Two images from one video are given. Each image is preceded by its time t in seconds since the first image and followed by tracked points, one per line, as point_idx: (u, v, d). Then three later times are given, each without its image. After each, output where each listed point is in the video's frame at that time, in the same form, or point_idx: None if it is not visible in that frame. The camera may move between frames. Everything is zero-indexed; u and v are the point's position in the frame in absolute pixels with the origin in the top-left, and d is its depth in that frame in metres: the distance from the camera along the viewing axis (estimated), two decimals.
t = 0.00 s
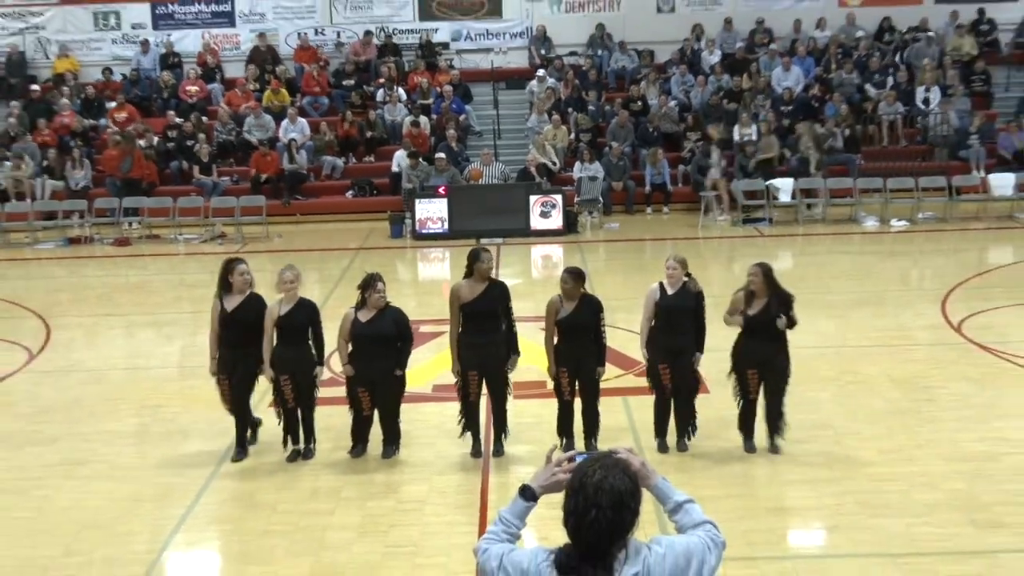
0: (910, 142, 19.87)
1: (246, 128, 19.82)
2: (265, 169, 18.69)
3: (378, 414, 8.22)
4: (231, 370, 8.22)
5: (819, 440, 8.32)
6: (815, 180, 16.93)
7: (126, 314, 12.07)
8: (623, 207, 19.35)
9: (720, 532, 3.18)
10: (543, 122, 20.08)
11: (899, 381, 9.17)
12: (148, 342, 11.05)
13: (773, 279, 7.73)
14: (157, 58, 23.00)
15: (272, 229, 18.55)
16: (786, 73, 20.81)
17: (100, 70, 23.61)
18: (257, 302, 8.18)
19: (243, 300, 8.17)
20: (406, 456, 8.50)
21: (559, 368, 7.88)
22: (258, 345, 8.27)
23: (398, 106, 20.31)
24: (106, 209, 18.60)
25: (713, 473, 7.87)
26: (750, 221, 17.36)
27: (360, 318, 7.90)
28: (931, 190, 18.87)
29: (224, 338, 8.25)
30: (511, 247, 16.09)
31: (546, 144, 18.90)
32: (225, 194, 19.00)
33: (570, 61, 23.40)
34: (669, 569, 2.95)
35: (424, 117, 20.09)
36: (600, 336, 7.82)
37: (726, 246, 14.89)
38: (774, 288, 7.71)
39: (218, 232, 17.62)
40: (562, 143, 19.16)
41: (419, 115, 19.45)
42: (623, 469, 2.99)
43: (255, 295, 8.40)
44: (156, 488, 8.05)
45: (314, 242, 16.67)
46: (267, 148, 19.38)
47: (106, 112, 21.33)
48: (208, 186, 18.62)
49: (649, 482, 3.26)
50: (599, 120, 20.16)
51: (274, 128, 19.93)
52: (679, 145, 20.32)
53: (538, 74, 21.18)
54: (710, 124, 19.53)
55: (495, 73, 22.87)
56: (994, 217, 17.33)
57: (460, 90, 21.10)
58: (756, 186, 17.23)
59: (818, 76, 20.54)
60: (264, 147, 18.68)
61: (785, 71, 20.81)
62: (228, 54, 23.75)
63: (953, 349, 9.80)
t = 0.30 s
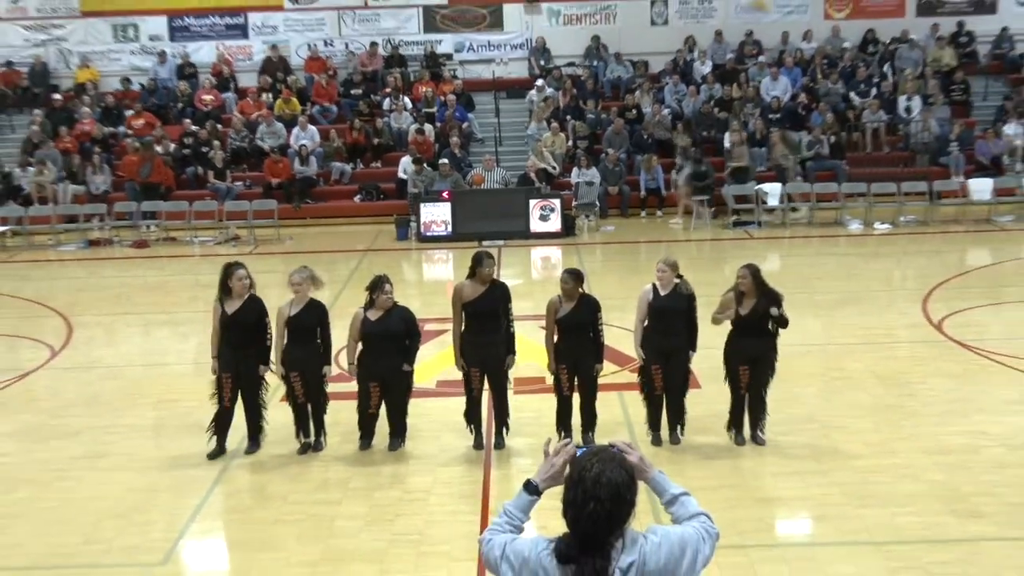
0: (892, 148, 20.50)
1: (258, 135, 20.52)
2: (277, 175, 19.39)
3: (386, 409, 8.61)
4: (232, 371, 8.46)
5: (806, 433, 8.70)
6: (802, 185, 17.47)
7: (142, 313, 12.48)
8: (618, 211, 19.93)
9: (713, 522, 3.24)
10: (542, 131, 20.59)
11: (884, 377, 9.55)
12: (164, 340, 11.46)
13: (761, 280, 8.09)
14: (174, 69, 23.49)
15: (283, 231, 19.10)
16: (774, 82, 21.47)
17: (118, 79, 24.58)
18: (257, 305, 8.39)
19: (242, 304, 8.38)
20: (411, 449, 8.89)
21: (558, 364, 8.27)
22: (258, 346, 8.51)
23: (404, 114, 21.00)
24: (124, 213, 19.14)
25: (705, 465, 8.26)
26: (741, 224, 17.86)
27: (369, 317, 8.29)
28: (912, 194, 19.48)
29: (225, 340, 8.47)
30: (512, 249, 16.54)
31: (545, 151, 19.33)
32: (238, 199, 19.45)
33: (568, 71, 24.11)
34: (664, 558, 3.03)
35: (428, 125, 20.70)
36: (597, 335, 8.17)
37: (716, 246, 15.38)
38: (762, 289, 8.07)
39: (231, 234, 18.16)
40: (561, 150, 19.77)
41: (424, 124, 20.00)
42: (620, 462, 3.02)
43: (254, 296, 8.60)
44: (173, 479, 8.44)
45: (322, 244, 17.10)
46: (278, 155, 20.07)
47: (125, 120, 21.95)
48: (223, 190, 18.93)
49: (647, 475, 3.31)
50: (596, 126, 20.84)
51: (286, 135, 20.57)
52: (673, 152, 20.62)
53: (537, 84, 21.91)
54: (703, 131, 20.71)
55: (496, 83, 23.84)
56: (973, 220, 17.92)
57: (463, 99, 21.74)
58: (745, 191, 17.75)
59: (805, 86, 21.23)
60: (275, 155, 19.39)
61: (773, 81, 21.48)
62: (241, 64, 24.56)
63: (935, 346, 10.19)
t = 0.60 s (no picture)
0: (875, 155, 21.04)
1: (270, 142, 21.10)
2: (289, 180, 20.01)
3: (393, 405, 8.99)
4: (232, 371, 8.78)
5: (792, 426, 9.13)
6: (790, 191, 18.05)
7: (159, 312, 12.93)
8: (613, 215, 20.49)
9: (705, 513, 3.37)
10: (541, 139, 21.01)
11: (868, 373, 9.96)
12: (180, 338, 11.90)
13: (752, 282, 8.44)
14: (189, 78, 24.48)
15: (294, 234, 19.68)
16: (762, 92, 22.09)
17: (137, 89, 25.46)
18: (253, 308, 8.67)
19: (239, 307, 8.65)
20: (416, 442, 9.32)
21: (559, 362, 8.66)
22: (255, 347, 8.80)
23: (409, 122, 21.62)
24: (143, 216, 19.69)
25: (697, 456, 8.68)
26: (731, 227, 18.46)
27: (376, 317, 8.68)
28: (894, 200, 20.06)
29: (223, 341, 8.77)
30: (513, 250, 17.01)
31: (544, 155, 20.26)
32: (250, 204, 19.95)
33: (567, 81, 24.76)
34: (660, 548, 3.15)
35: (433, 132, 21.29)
36: (596, 334, 8.57)
37: (707, 248, 15.88)
38: (754, 290, 8.43)
39: (246, 236, 18.60)
40: (559, 155, 20.49)
41: (429, 131, 20.60)
42: (616, 456, 3.10)
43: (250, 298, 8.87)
44: (190, 470, 8.87)
45: (330, 247, 17.54)
46: (290, 161, 20.65)
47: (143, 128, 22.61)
48: (236, 195, 19.46)
49: (640, 468, 3.43)
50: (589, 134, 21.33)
51: (297, 142, 21.08)
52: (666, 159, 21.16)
53: (536, 93, 22.49)
54: (694, 138, 20.93)
55: (497, 92, 24.64)
56: (952, 223, 18.50)
57: (466, 108, 22.35)
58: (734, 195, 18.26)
59: (792, 95, 21.75)
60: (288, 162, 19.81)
61: (761, 91, 22.11)
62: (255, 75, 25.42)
63: (916, 343, 10.62)
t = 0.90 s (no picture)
0: (859, 161, 21.51)
1: (282, 149, 21.65)
2: (299, 185, 20.63)
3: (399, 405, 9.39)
4: (234, 371, 9.24)
5: (780, 420, 9.58)
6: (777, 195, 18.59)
7: (176, 310, 13.42)
8: (608, 219, 21.05)
9: (694, 500, 3.49)
10: (540, 146, 21.76)
11: (852, 369, 10.41)
12: (196, 335, 12.39)
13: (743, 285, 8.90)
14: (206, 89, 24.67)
15: (304, 237, 20.23)
16: (751, 102, 22.24)
17: (154, 98, 26.33)
18: (255, 310, 9.11)
19: (241, 309, 9.10)
20: (421, 436, 9.78)
21: (560, 359, 9.11)
22: (256, 347, 9.25)
23: (414, 129, 22.21)
24: (160, 220, 20.25)
25: (688, 449, 9.14)
26: (721, 230, 19.07)
27: (379, 321, 9.12)
28: (877, 204, 20.59)
29: (225, 343, 9.19)
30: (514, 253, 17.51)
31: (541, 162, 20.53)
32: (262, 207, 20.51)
33: (565, 90, 25.39)
34: (652, 534, 3.26)
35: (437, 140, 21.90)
36: (595, 335, 9.01)
37: (698, 250, 16.40)
38: (745, 292, 8.89)
39: (258, 238, 19.53)
40: (557, 161, 21.00)
41: (433, 138, 21.13)
42: (608, 448, 3.18)
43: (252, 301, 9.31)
44: (207, 461, 9.34)
45: (339, 248, 18.01)
46: (301, 167, 21.16)
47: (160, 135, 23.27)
48: (249, 200, 20.04)
49: (631, 458, 3.54)
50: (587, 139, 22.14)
51: (308, 149, 21.55)
52: (660, 165, 21.73)
53: (536, 102, 23.06)
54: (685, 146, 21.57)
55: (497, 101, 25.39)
56: (932, 227, 19.06)
57: (468, 116, 22.97)
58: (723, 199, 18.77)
59: (779, 104, 22.34)
60: (298, 168, 20.65)
61: (750, 100, 22.26)
62: (267, 84, 26.18)
63: (899, 340, 11.08)
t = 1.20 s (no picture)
0: (843, 167, 22.29)
1: (293, 155, 22.41)
2: (310, 190, 21.27)
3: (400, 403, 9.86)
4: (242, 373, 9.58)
5: (767, 414, 10.06)
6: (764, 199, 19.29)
7: (191, 309, 13.93)
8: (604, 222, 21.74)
9: (682, 490, 3.55)
10: (539, 153, 22.70)
11: (837, 366, 10.89)
12: (211, 332, 12.91)
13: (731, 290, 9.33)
14: (220, 97, 26.12)
15: (314, 238, 20.90)
16: (739, 110, 23.43)
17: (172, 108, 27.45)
18: (260, 314, 9.45)
19: (247, 313, 9.44)
20: (426, 430, 10.27)
21: (560, 366, 9.44)
22: (263, 350, 9.62)
23: (419, 137, 22.98)
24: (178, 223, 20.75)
25: (679, 442, 9.62)
26: (710, 233, 19.74)
27: (380, 323, 9.59)
28: (859, 208, 21.31)
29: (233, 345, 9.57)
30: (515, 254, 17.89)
31: (542, 168, 21.62)
32: (275, 211, 21.18)
33: (562, 100, 26.24)
34: (643, 522, 3.33)
35: (441, 147, 22.67)
36: (593, 342, 9.44)
37: (689, 250, 17.02)
38: (733, 297, 9.33)
39: (271, 240, 20.01)
40: (555, 167, 21.86)
41: (437, 145, 21.87)
42: (602, 441, 3.20)
43: (257, 304, 9.68)
44: (222, 453, 9.81)
45: (349, 249, 18.57)
46: (312, 172, 21.95)
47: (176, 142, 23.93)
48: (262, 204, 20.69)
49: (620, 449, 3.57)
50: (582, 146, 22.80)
51: (318, 155, 22.46)
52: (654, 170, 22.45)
53: (534, 111, 23.82)
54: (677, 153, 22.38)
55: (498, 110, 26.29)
56: (911, 230, 19.77)
57: (470, 125, 23.74)
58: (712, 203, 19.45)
59: (766, 113, 23.20)
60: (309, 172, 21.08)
61: (738, 109, 23.44)
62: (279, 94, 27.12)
63: (881, 337, 11.57)
